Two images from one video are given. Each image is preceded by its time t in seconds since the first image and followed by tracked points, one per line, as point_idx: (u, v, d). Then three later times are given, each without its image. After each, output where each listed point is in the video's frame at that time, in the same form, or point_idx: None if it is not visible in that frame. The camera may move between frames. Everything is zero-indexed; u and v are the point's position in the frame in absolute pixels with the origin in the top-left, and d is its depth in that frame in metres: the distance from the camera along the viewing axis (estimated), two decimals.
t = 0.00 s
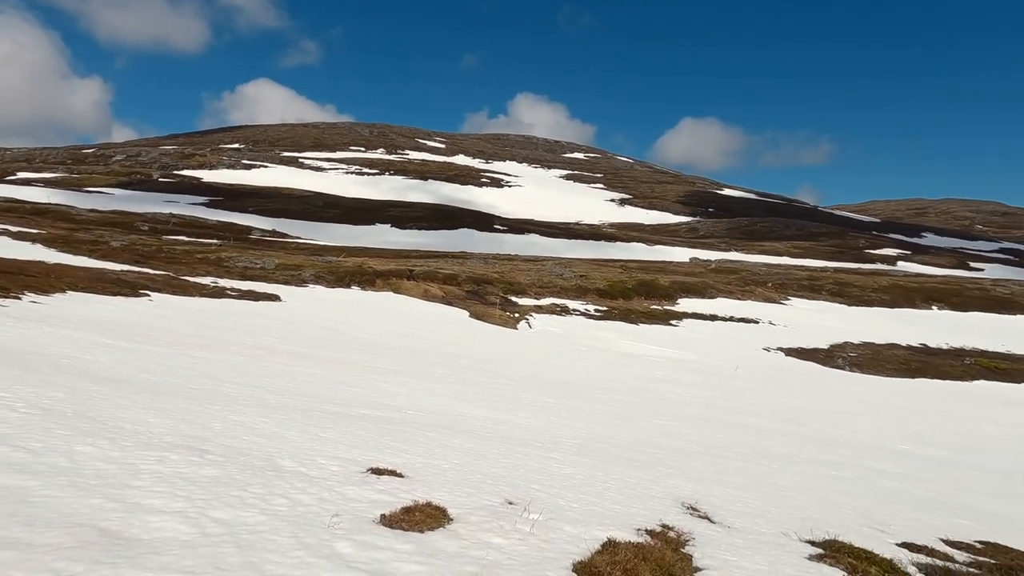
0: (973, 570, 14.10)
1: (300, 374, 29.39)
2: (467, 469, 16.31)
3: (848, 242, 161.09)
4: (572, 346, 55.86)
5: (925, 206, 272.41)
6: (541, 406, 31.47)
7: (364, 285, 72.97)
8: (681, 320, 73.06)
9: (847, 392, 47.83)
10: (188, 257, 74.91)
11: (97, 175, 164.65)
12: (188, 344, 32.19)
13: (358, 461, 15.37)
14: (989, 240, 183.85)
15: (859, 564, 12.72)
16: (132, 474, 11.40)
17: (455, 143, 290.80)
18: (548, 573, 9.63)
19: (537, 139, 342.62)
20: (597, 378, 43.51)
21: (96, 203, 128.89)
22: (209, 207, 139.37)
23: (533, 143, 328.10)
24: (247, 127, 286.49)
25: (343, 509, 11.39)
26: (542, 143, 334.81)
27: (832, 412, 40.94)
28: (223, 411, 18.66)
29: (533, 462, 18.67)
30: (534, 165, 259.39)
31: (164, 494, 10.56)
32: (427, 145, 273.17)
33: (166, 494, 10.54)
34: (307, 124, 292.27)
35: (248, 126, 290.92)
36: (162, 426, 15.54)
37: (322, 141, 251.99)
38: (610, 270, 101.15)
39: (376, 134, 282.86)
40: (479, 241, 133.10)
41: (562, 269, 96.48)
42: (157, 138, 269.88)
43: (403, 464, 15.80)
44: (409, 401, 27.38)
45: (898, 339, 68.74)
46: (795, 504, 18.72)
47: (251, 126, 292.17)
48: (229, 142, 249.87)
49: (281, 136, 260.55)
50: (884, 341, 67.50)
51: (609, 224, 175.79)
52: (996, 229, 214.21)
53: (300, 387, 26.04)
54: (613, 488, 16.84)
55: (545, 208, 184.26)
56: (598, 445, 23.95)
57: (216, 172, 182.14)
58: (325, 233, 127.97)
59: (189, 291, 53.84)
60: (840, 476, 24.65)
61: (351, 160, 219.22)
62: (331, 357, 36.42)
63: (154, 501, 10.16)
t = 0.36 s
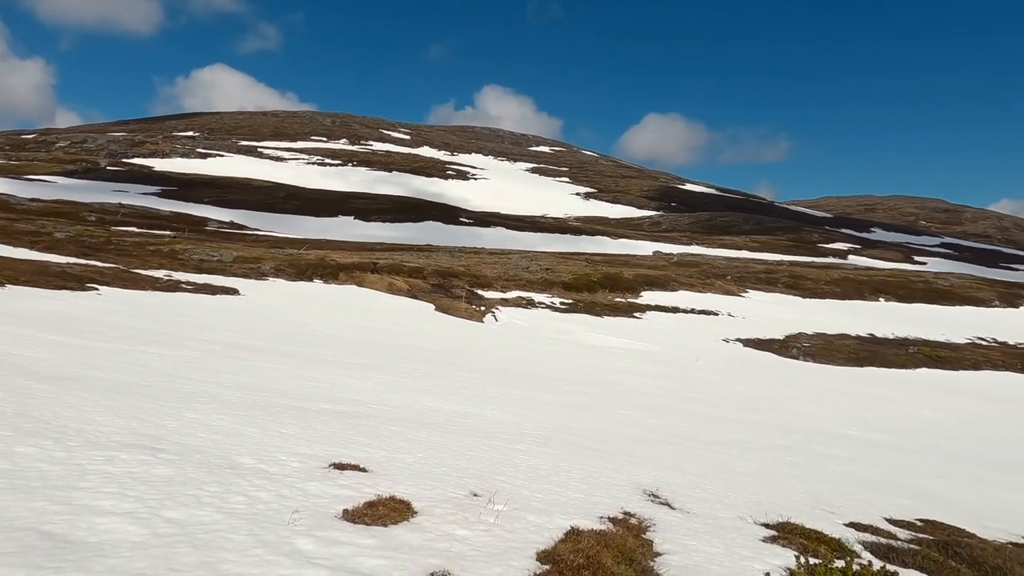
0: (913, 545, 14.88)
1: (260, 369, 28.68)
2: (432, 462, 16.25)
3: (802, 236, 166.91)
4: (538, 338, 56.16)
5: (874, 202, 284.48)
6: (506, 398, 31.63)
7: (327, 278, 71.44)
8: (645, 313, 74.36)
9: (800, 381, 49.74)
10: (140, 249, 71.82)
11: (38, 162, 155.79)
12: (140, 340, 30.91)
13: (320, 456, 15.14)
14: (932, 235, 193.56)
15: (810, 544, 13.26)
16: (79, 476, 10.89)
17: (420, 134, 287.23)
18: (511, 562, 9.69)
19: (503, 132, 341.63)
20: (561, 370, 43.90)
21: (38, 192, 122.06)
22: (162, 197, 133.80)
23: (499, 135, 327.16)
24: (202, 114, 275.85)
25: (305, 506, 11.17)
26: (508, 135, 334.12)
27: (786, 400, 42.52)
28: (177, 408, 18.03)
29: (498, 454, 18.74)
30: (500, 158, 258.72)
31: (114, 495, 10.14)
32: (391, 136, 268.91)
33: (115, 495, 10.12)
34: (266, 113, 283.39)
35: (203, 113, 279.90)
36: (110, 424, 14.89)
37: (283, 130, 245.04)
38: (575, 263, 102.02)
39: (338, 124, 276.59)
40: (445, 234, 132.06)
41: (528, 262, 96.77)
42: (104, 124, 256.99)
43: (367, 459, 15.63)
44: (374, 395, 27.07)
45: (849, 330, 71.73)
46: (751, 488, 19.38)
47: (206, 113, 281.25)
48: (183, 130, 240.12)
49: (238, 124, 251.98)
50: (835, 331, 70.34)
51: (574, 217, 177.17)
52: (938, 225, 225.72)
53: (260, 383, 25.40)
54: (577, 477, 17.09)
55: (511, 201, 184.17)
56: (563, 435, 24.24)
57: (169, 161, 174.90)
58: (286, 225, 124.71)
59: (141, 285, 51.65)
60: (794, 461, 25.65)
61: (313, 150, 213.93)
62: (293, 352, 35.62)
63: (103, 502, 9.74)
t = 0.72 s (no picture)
0: (860, 524, 15.57)
1: (218, 364, 27.84)
2: (396, 456, 16.13)
3: (761, 230, 171.85)
4: (503, 331, 56.19)
5: (827, 197, 295.07)
6: (472, 391, 31.60)
7: (288, 271, 69.64)
8: (609, 305, 75.33)
9: (757, 370, 51.36)
10: (87, 241, 68.48)
11: None
12: (89, 335, 29.53)
13: (280, 452, 14.81)
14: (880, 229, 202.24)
15: (764, 526, 13.73)
16: (20, 478, 10.34)
17: (384, 125, 282.45)
18: (474, 552, 9.70)
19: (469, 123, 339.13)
20: (528, 362, 44.12)
21: None
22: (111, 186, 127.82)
23: (465, 127, 324.80)
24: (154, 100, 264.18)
25: (263, 502, 10.92)
26: (474, 127, 331.96)
27: (744, 389, 43.84)
28: (128, 406, 17.32)
29: (463, 446, 18.73)
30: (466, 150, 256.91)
31: (57, 497, 9.66)
32: (355, 126, 263.53)
33: (58, 497, 9.66)
34: (223, 100, 273.48)
35: (154, 99, 267.91)
36: (55, 424, 14.18)
37: (241, 118, 237.03)
38: (541, 256, 102.42)
39: (299, 112, 269.07)
40: (411, 226, 130.55)
41: (494, 255, 96.58)
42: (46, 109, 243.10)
43: (329, 454, 15.38)
44: (337, 389, 26.65)
45: (803, 320, 74.43)
46: (710, 475, 19.94)
47: (158, 99, 269.57)
48: (133, 116, 229.56)
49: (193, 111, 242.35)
50: (791, 322, 72.84)
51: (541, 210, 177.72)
52: (886, 220, 236.00)
53: (218, 378, 24.64)
54: (541, 467, 17.26)
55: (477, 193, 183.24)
56: (529, 427, 24.41)
57: (119, 148, 167.03)
58: (245, 217, 120.98)
59: (90, 278, 49.32)
60: (751, 447, 26.54)
61: (272, 140, 207.71)
62: (254, 346, 34.68)
63: (45, 505, 9.28)
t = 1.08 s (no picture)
0: (810, 507, 16.23)
1: (170, 363, 26.80)
2: (357, 452, 15.89)
3: (719, 225, 176.37)
4: (467, 326, 55.98)
5: (782, 194, 305.04)
6: (436, 386, 31.40)
7: (245, 266, 67.47)
8: (573, 299, 75.98)
9: (716, 361, 52.80)
10: (26, 235, 64.67)
11: None
12: (28, 334, 27.94)
13: (235, 452, 14.38)
14: (831, 225, 210.64)
15: (720, 511, 14.15)
16: None
17: (345, 117, 276.53)
18: (435, 546, 9.68)
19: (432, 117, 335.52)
20: (492, 357, 44.10)
21: None
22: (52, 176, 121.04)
23: (428, 121, 321.24)
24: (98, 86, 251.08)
25: (217, 503, 10.59)
26: (438, 120, 328.65)
27: (703, 380, 44.97)
28: (71, 407, 16.49)
29: (427, 441, 18.60)
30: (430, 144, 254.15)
31: None
32: (315, 117, 257.12)
33: None
34: (174, 88, 262.23)
35: (99, 86, 254.75)
36: None
37: (193, 107, 227.97)
38: (505, 251, 102.41)
39: (255, 102, 260.48)
40: (373, 220, 128.44)
41: (459, 250, 96.03)
42: None
43: (287, 452, 15.02)
44: (296, 386, 26.04)
45: (759, 313, 76.89)
46: (669, 464, 20.41)
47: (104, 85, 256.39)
48: (76, 103, 217.68)
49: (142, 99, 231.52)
50: (747, 315, 75.17)
51: (505, 204, 177.65)
52: (836, 216, 245.85)
53: (170, 377, 23.71)
54: (505, 461, 17.33)
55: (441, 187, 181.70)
56: (493, 421, 24.45)
57: (60, 137, 158.24)
58: (199, 210, 116.66)
59: (29, 274, 46.55)
60: (709, 436, 27.30)
61: (227, 130, 200.52)
62: (210, 344, 33.55)
63: None
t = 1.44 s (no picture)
0: (761, 494, 16.82)
1: (115, 363, 25.56)
2: (315, 452, 15.56)
3: (677, 222, 180.48)
4: (430, 322, 55.58)
5: (737, 193, 314.31)
6: (397, 383, 31.06)
7: (198, 263, 64.94)
8: (536, 295, 76.36)
9: (675, 355, 54.06)
10: None
11: None
12: None
13: (185, 454, 13.85)
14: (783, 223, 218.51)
15: (677, 500, 14.52)
16: None
17: (303, 109, 269.36)
18: (396, 544, 9.59)
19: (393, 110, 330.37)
20: (455, 353, 43.84)
21: None
22: None
23: (389, 115, 316.30)
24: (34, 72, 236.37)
25: (165, 508, 10.17)
26: (399, 115, 323.87)
27: (663, 373, 45.98)
28: (5, 412, 15.52)
29: (388, 438, 18.38)
30: (391, 138, 250.39)
31: None
32: (271, 109, 249.33)
33: None
34: (118, 75, 249.39)
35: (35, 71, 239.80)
36: None
37: (140, 95, 217.49)
38: (468, 247, 101.93)
39: (207, 92, 250.46)
40: (333, 216, 125.70)
41: (421, 246, 95.08)
42: None
43: (241, 453, 14.58)
44: (252, 386, 25.30)
45: (716, 308, 79.14)
46: (629, 455, 20.80)
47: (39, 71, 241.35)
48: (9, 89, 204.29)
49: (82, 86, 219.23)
50: (704, 309, 77.30)
51: (468, 200, 176.88)
52: (788, 214, 255.32)
53: (115, 378, 22.63)
54: (467, 456, 17.30)
55: (403, 182, 179.36)
56: (456, 417, 24.38)
57: None
58: (147, 204, 111.61)
59: None
60: (667, 427, 27.98)
61: (177, 120, 192.25)
62: (159, 343, 32.19)
63: None
